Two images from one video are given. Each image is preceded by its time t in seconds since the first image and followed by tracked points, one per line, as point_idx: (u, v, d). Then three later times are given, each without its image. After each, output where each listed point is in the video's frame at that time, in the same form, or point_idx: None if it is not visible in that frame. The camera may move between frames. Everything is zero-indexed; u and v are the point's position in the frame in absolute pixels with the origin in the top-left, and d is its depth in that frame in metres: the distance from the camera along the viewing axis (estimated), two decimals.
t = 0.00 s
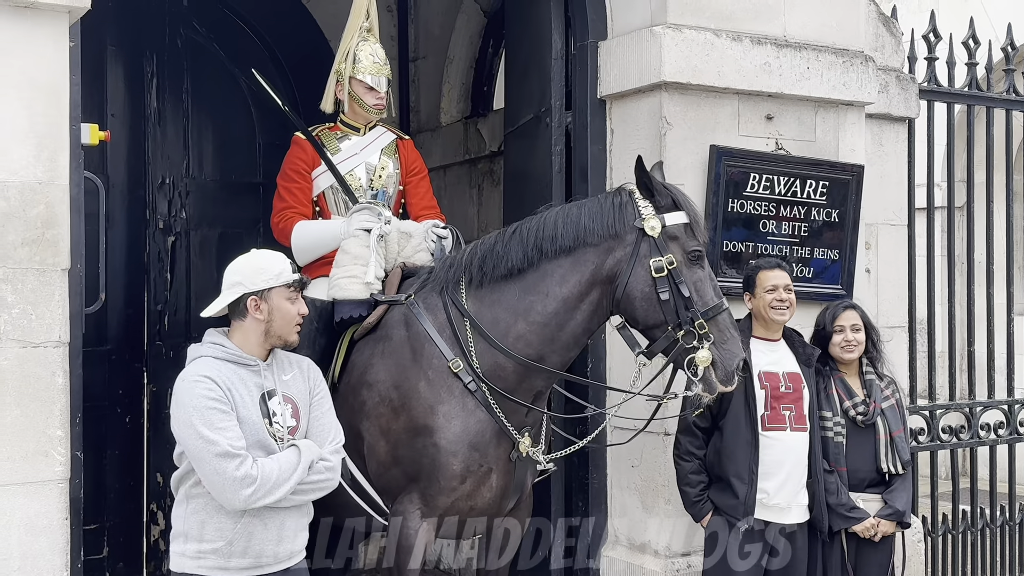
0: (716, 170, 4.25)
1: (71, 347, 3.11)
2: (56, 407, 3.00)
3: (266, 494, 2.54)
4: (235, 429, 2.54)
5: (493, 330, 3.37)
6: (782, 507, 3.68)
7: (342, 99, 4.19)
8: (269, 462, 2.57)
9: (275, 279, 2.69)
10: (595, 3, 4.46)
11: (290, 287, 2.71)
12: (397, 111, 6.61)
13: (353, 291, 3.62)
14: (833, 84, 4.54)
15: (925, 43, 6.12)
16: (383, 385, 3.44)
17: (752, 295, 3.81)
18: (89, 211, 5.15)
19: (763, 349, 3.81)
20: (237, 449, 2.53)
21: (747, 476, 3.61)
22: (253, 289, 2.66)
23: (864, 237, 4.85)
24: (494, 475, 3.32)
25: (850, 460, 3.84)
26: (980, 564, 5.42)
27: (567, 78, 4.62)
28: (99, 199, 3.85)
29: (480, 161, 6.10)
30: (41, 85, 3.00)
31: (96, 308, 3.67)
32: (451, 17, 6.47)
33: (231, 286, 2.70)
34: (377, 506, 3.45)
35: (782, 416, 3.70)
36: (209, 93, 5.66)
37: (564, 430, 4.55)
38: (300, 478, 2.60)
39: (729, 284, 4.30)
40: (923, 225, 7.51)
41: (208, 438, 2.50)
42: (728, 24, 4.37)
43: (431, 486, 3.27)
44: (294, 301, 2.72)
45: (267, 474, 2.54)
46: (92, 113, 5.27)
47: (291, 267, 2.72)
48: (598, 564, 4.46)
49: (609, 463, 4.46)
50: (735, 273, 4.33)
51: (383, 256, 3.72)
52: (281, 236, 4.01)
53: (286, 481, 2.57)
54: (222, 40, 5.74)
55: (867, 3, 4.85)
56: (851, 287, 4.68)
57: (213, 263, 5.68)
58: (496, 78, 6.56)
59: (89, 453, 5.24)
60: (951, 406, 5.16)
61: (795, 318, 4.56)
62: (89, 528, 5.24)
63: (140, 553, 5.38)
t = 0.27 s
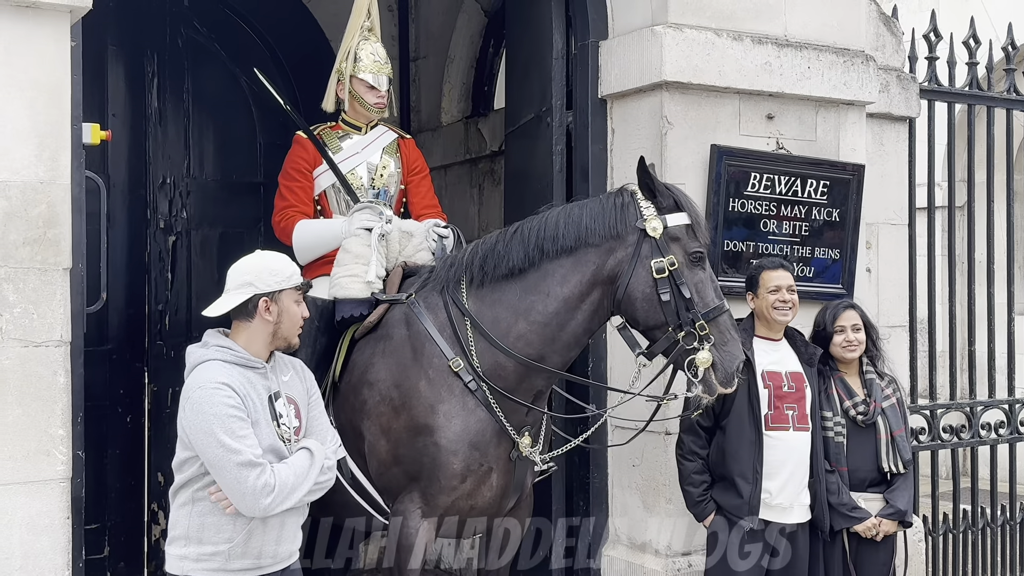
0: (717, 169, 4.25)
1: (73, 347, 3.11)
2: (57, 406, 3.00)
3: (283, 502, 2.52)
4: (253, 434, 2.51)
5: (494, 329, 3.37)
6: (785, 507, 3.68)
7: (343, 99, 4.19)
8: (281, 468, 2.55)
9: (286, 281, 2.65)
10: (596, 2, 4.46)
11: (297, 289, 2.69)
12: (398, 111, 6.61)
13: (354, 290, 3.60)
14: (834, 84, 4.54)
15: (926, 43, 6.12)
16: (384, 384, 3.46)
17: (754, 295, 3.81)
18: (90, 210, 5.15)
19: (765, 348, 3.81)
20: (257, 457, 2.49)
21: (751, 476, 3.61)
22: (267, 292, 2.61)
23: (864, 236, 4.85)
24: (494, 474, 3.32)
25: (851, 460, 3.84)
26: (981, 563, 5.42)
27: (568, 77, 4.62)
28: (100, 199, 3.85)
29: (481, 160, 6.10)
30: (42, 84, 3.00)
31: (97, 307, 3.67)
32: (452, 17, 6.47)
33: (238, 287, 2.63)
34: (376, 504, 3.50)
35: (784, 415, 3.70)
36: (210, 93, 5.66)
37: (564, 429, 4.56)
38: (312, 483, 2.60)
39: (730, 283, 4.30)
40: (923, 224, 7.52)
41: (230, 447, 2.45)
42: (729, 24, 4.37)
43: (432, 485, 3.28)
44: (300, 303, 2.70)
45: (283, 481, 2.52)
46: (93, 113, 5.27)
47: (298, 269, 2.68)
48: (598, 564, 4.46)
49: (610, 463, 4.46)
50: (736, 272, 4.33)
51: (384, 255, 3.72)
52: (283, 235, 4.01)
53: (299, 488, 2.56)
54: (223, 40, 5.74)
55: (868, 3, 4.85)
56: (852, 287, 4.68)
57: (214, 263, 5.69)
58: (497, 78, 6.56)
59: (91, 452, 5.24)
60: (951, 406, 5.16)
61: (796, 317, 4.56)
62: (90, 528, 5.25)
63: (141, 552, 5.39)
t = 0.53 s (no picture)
0: (717, 167, 4.24)
1: (73, 344, 3.12)
2: (57, 404, 3.00)
3: (268, 509, 2.45)
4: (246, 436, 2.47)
5: (494, 327, 3.37)
6: (784, 505, 3.69)
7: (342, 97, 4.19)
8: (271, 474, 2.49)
9: (286, 276, 2.64)
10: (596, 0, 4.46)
11: (297, 284, 2.69)
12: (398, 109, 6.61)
13: (354, 288, 3.61)
14: (834, 81, 4.54)
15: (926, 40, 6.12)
16: (384, 382, 3.46)
17: (754, 293, 3.82)
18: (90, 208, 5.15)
19: (765, 346, 3.81)
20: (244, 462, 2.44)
21: (752, 474, 3.61)
22: (269, 286, 2.60)
23: (864, 234, 4.85)
24: (494, 471, 3.32)
25: (851, 459, 3.85)
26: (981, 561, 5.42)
27: (568, 75, 4.61)
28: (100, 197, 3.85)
29: (481, 158, 6.10)
30: (42, 82, 3.00)
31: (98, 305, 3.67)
32: (452, 15, 6.47)
33: (240, 281, 2.62)
34: (377, 503, 3.53)
35: (785, 412, 3.70)
36: (210, 90, 5.66)
37: (565, 427, 4.56)
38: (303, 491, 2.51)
39: (730, 281, 4.30)
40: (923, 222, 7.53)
41: (218, 446, 2.42)
42: (729, 21, 4.37)
43: (432, 483, 3.28)
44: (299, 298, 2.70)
45: (270, 486, 2.45)
46: (93, 111, 5.27)
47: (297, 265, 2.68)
48: (599, 564, 4.47)
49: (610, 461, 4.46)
50: (736, 270, 4.33)
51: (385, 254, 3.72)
52: (283, 233, 4.02)
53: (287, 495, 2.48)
54: (223, 38, 5.74)
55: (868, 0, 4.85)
56: (852, 285, 4.68)
57: (214, 261, 5.69)
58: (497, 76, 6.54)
59: (91, 450, 5.25)
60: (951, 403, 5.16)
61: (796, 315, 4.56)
62: (91, 526, 5.25)
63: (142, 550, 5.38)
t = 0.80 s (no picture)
0: (716, 163, 4.25)
1: (73, 340, 3.12)
2: (58, 399, 3.01)
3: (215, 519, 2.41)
4: (222, 440, 2.44)
5: (494, 322, 3.37)
6: (782, 500, 3.69)
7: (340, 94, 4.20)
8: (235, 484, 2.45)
9: (284, 270, 2.65)
10: None
11: (294, 279, 2.70)
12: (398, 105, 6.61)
13: (354, 284, 3.63)
14: (833, 77, 4.54)
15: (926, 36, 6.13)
16: (384, 377, 3.47)
17: (752, 289, 3.82)
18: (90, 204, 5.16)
19: (765, 342, 3.81)
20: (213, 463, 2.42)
21: (750, 469, 3.62)
22: (265, 280, 2.61)
23: (864, 230, 4.85)
24: (494, 466, 3.32)
25: (849, 454, 3.86)
26: (981, 556, 5.43)
27: (567, 71, 4.61)
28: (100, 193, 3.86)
29: (480, 155, 6.11)
30: (42, 78, 3.00)
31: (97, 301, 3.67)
32: (451, 11, 6.46)
33: (237, 275, 2.62)
34: (379, 499, 3.55)
35: (783, 408, 3.70)
36: (209, 86, 5.66)
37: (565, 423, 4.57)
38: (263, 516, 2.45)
39: (729, 277, 4.30)
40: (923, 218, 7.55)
41: (185, 439, 2.42)
42: (729, 17, 4.37)
43: (432, 478, 3.28)
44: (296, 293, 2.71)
45: (229, 502, 2.41)
46: (92, 106, 5.28)
47: (295, 259, 2.69)
48: (599, 564, 4.48)
49: (609, 457, 4.47)
50: (735, 266, 4.33)
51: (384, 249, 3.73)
52: (282, 229, 4.03)
53: (243, 515, 2.43)
54: (222, 34, 5.74)
55: None
56: (852, 280, 4.68)
57: (215, 257, 5.69)
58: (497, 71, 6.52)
59: (91, 446, 5.27)
60: (950, 399, 5.17)
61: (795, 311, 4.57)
62: (91, 522, 5.27)
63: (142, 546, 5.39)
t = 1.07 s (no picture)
0: (717, 158, 4.25)
1: (76, 336, 3.13)
2: (60, 395, 3.01)
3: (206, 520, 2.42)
4: (216, 438, 2.45)
5: (495, 318, 3.38)
6: (782, 496, 3.70)
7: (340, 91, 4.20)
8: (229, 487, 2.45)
9: (283, 266, 2.66)
10: None
11: (292, 275, 2.70)
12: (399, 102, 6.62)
13: (357, 280, 3.64)
14: (834, 73, 4.54)
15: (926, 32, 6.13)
16: (386, 373, 3.48)
17: (752, 286, 3.83)
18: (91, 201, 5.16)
19: (766, 338, 3.82)
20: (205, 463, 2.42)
21: (750, 465, 3.62)
22: (263, 276, 2.62)
23: (864, 226, 4.86)
24: (495, 462, 3.32)
25: (849, 450, 3.87)
26: (981, 552, 5.44)
27: (568, 67, 4.61)
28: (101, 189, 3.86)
29: (481, 151, 6.11)
30: (44, 74, 3.01)
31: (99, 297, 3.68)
32: (452, 7, 6.46)
33: (236, 271, 2.63)
34: (380, 494, 3.56)
35: (783, 404, 3.71)
36: (210, 82, 5.67)
37: (566, 418, 4.57)
38: (254, 521, 2.45)
39: (729, 273, 4.31)
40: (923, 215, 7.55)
41: (180, 437, 2.44)
42: (729, 13, 4.37)
43: (433, 473, 3.29)
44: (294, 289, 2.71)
45: (220, 505, 2.42)
46: (94, 103, 5.29)
47: (294, 255, 2.70)
48: (599, 564, 4.48)
49: (610, 452, 4.47)
50: (735, 262, 4.33)
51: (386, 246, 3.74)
52: (284, 226, 4.04)
53: (234, 519, 2.43)
54: (223, 30, 5.74)
55: None
56: (852, 276, 4.69)
57: (216, 254, 5.69)
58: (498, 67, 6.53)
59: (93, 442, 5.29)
60: (950, 394, 5.17)
61: (795, 306, 4.57)
62: (93, 518, 5.30)
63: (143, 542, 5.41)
